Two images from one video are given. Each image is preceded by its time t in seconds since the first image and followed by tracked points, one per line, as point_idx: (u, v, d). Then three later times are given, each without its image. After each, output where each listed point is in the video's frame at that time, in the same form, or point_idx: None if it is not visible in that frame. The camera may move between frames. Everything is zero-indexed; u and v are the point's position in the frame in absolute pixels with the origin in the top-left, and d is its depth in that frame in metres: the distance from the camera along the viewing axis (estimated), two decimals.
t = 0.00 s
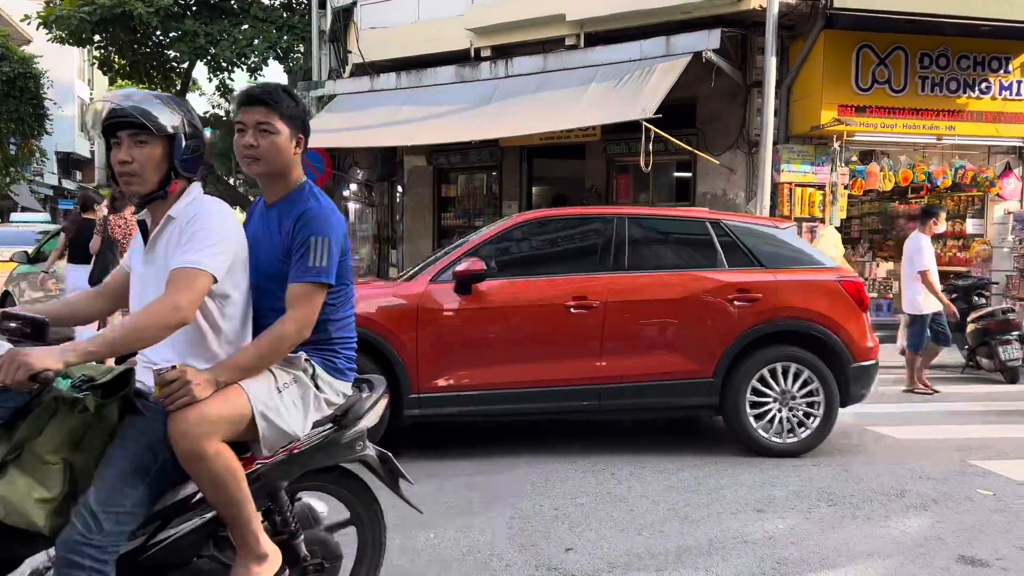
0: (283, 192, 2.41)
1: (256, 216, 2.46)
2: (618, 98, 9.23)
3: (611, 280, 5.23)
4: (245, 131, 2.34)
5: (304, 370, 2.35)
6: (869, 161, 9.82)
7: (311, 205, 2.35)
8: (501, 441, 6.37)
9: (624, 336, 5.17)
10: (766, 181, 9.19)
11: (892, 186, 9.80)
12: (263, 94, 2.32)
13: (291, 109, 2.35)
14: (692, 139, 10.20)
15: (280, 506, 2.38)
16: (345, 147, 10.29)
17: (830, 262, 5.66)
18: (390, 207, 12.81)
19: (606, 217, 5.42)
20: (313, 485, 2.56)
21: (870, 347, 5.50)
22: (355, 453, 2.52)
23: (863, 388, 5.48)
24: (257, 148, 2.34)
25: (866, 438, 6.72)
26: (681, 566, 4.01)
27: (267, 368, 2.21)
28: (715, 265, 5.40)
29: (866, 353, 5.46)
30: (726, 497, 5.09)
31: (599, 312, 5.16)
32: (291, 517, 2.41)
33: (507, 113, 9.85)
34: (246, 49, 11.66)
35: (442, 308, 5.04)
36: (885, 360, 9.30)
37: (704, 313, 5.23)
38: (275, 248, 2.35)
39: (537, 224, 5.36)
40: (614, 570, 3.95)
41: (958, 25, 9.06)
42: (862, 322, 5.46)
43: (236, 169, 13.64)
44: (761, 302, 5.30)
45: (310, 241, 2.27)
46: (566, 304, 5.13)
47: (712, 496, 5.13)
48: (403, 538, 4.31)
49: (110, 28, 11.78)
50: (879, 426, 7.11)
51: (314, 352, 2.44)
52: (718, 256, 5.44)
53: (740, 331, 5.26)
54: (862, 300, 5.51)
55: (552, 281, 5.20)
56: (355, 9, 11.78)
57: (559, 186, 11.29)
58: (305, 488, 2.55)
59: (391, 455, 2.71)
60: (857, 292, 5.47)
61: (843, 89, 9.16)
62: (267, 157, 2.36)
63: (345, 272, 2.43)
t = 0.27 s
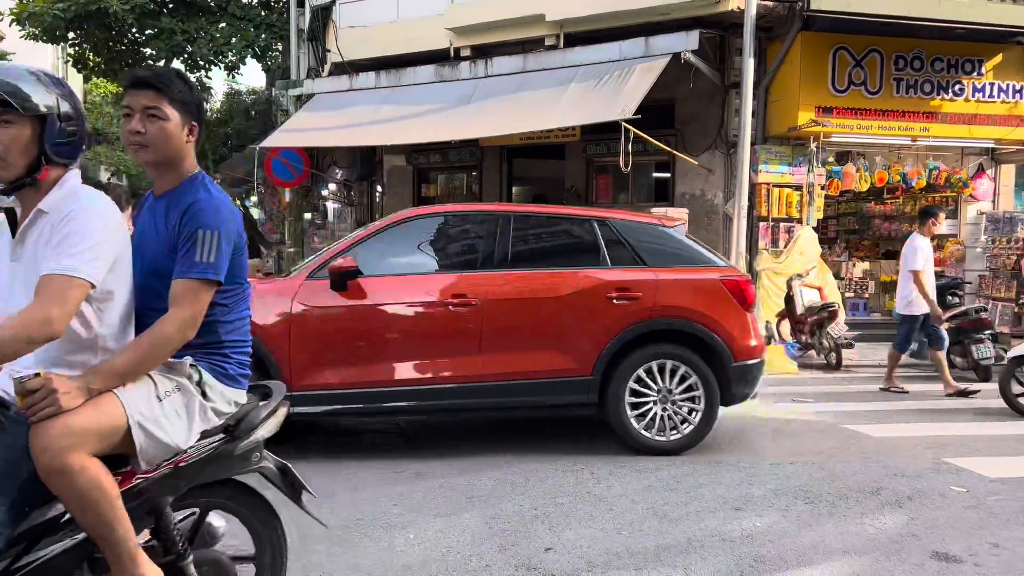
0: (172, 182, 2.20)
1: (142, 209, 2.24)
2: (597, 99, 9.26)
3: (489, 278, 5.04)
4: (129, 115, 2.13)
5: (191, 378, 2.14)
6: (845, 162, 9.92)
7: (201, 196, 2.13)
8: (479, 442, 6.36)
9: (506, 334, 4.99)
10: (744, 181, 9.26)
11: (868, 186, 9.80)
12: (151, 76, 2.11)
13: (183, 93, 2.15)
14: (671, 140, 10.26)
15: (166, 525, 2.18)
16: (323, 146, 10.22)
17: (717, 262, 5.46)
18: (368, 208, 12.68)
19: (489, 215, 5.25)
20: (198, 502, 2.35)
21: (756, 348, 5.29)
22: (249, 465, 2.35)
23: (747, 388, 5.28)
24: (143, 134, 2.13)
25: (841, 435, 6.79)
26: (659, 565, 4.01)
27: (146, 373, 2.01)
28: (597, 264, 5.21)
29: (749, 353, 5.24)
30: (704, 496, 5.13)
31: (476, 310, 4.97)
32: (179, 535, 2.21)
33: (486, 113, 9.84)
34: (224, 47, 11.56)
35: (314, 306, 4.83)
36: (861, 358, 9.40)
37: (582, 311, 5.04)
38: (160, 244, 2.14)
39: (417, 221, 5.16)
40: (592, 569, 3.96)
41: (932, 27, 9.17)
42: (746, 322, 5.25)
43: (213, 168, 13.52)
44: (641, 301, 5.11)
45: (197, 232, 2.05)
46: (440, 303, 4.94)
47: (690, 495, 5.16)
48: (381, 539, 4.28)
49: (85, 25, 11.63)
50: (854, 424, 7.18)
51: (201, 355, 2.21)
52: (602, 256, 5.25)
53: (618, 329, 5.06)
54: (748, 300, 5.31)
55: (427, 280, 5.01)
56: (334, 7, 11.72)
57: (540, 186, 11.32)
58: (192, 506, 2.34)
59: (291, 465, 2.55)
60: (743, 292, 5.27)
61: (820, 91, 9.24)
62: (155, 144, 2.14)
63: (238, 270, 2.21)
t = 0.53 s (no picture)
0: (66, 177, 2.07)
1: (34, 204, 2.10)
2: (575, 100, 9.29)
3: (358, 272, 4.66)
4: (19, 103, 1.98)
5: (74, 386, 2.03)
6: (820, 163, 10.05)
7: (95, 194, 2.00)
8: (454, 443, 6.35)
9: (376, 331, 4.60)
10: (720, 184, 9.28)
11: (842, 187, 9.89)
12: (45, 65, 1.97)
13: (80, 83, 2.02)
14: (648, 140, 10.39)
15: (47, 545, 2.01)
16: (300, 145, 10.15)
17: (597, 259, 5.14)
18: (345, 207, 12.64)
19: (358, 210, 4.89)
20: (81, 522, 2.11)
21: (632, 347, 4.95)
22: (140, 480, 2.13)
23: (625, 388, 4.94)
24: (35, 125, 1.99)
25: (815, 433, 6.87)
26: (636, 564, 4.02)
27: (25, 380, 1.89)
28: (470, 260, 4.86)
29: (625, 353, 4.91)
30: (680, 495, 5.16)
31: (342, 305, 4.58)
32: (58, 556, 2.05)
33: (464, 113, 9.83)
34: (199, 45, 11.42)
35: (172, 297, 4.46)
36: (835, 357, 9.51)
37: (455, 307, 4.68)
38: (49, 244, 2.02)
39: (282, 215, 4.78)
40: (570, 569, 3.95)
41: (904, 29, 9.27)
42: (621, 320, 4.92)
43: (188, 167, 13.39)
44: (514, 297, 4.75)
45: (88, 233, 1.93)
46: (301, 298, 4.54)
47: (666, 494, 5.19)
48: (358, 540, 4.25)
49: (56, 22, 11.45)
50: (828, 421, 7.26)
51: (86, 363, 2.11)
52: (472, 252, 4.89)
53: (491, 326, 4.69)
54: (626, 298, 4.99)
55: (287, 274, 4.61)
56: (310, 5, 11.65)
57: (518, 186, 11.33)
58: (72, 525, 2.12)
59: (190, 482, 2.30)
60: (621, 288, 4.95)
61: (794, 93, 9.32)
62: (47, 135, 2.01)
63: (131, 273, 2.11)
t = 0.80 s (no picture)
0: None
1: None
2: (557, 100, 9.30)
3: (254, 273, 4.59)
4: None
5: None
6: (801, 163, 10.12)
7: (17, 189, 1.98)
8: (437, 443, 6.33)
9: (269, 331, 4.52)
10: (702, 184, 9.33)
11: (822, 188, 10.01)
12: None
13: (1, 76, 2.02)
14: (631, 140, 10.44)
15: None
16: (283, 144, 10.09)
17: (503, 261, 5.00)
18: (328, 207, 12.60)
19: (261, 209, 4.81)
20: None
21: (534, 350, 4.85)
22: (55, 491, 2.14)
23: (529, 391, 4.84)
24: None
25: (796, 432, 6.91)
26: (619, 563, 4.03)
27: None
28: (371, 261, 4.74)
29: (527, 355, 4.81)
30: (663, 494, 5.18)
31: (238, 306, 4.50)
32: None
33: (446, 113, 9.82)
34: (180, 44, 11.32)
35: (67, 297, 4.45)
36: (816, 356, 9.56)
37: (352, 307, 4.57)
38: None
39: (181, 216, 4.72)
40: (553, 568, 3.94)
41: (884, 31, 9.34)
42: (523, 322, 4.80)
43: (169, 167, 13.27)
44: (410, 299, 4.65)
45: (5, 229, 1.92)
46: (197, 298, 4.49)
47: (649, 493, 5.21)
48: (341, 541, 4.22)
49: (34, 20, 11.33)
50: (808, 420, 7.31)
51: None
52: (371, 254, 4.77)
53: (386, 328, 4.59)
54: (529, 300, 4.87)
55: (182, 275, 4.54)
56: (292, 4, 11.60)
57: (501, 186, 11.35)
58: None
59: (110, 493, 2.29)
60: (522, 290, 4.82)
61: (776, 94, 9.37)
62: None
63: (49, 271, 2.10)
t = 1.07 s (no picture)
0: None
1: None
2: (535, 100, 9.32)
3: (125, 274, 4.59)
4: None
5: None
6: (778, 164, 10.20)
7: None
8: (414, 445, 6.30)
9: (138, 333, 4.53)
10: (679, 184, 9.37)
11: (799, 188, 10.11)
12: None
13: None
14: (610, 141, 10.47)
15: None
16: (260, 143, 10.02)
17: (384, 266, 4.85)
18: (306, 206, 12.54)
19: (139, 210, 4.79)
20: None
21: (410, 357, 4.70)
22: None
23: (400, 398, 4.68)
24: None
25: (772, 430, 6.96)
26: (596, 562, 4.03)
27: None
28: (241, 265, 4.68)
29: (397, 361, 4.65)
30: (642, 493, 5.19)
31: (105, 306, 4.53)
32: None
33: (425, 113, 9.80)
34: (155, 42, 11.23)
35: None
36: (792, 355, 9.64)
37: (217, 310, 4.54)
38: None
39: (65, 217, 4.76)
40: (531, 568, 3.94)
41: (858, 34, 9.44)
42: (396, 328, 4.66)
43: (145, 166, 13.15)
44: (279, 302, 4.57)
45: None
46: (71, 299, 4.53)
47: (627, 492, 5.23)
48: (318, 543, 4.18)
49: (6, 16, 11.17)
50: (785, 419, 7.36)
51: None
52: (244, 257, 4.71)
53: (250, 330, 4.55)
54: (406, 305, 4.73)
55: (53, 274, 4.59)
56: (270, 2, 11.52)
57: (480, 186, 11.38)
58: None
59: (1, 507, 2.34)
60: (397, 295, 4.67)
61: (753, 95, 9.44)
62: None
63: None
